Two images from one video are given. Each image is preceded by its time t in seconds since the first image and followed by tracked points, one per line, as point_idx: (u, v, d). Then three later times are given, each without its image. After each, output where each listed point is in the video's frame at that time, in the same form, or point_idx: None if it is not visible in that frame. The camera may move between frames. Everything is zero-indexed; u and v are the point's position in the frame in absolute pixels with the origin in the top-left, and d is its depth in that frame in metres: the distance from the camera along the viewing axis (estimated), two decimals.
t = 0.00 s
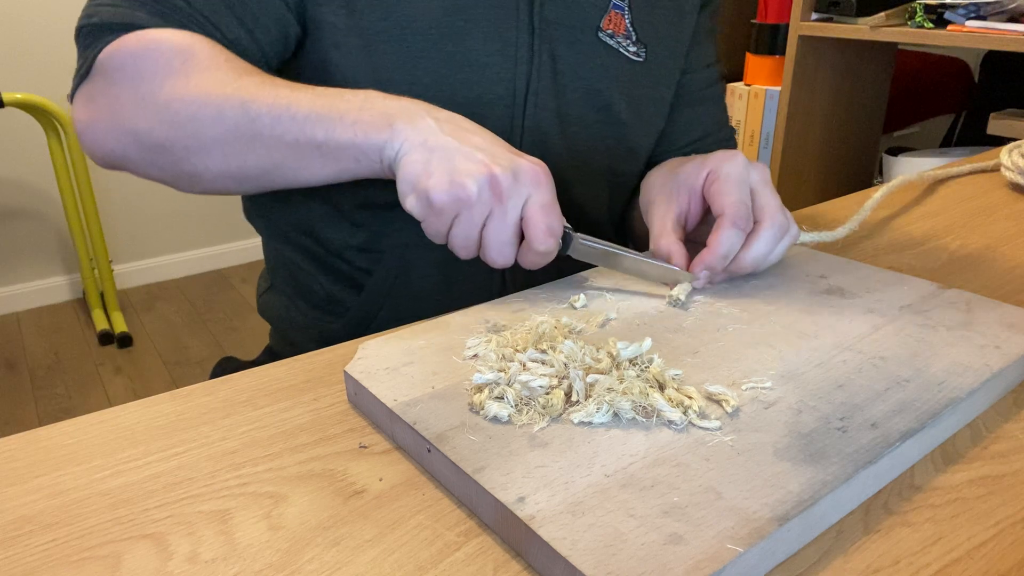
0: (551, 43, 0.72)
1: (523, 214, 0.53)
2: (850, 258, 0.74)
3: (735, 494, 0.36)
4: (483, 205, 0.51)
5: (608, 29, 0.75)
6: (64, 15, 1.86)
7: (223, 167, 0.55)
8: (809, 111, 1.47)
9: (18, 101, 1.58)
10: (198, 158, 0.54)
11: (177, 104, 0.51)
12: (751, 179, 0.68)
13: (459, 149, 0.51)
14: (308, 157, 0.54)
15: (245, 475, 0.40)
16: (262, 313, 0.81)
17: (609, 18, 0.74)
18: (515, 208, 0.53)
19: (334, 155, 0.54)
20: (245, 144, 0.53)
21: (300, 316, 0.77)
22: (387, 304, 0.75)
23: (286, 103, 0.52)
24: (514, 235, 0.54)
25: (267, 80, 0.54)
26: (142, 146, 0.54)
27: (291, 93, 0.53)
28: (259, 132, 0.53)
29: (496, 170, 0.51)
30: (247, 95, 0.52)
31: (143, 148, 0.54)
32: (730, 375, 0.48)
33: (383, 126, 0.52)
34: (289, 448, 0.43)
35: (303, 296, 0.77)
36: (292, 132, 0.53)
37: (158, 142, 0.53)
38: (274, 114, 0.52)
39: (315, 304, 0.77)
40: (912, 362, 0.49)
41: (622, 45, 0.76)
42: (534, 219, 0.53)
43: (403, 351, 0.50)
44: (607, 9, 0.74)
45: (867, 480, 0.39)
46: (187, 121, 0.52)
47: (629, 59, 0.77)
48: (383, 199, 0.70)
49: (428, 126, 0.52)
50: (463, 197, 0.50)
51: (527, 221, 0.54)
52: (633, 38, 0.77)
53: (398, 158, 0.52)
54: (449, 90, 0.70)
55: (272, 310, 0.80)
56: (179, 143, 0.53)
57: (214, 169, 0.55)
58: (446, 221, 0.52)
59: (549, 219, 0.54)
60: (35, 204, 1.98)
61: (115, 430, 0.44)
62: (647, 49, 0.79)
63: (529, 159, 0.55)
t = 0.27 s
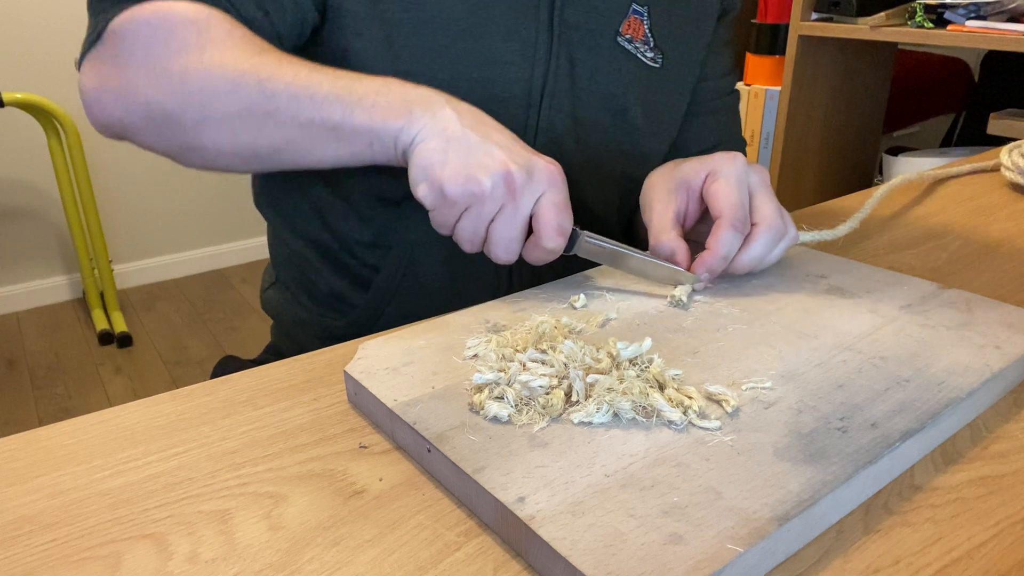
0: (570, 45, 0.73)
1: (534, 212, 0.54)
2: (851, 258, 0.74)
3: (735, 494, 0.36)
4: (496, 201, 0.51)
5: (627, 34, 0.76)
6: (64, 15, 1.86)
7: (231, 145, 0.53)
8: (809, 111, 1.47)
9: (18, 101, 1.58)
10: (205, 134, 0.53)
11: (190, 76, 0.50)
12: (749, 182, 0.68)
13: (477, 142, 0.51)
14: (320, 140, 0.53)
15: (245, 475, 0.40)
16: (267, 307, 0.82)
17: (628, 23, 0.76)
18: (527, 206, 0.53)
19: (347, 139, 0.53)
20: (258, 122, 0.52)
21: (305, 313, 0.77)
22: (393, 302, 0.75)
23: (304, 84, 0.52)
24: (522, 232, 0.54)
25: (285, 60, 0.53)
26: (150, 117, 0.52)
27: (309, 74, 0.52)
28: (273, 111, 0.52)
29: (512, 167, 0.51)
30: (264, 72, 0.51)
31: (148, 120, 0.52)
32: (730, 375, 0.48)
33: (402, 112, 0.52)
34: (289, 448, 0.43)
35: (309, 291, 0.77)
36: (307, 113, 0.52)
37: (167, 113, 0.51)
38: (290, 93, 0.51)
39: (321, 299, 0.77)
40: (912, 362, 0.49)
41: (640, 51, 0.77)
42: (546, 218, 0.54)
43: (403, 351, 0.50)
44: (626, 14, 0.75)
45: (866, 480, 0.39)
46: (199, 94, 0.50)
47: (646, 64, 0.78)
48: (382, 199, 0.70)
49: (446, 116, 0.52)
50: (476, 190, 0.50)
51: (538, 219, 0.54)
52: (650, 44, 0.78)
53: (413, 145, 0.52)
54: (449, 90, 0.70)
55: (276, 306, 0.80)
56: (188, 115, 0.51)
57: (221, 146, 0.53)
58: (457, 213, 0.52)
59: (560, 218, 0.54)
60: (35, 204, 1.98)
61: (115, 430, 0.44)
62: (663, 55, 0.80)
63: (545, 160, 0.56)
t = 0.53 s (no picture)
0: (588, 46, 0.75)
1: (544, 196, 0.54)
2: (851, 257, 0.74)
3: (736, 494, 0.36)
4: (508, 183, 0.50)
5: (646, 36, 0.78)
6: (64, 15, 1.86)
7: (225, 78, 0.44)
8: (809, 111, 1.47)
9: (18, 100, 1.58)
10: (197, 63, 0.43)
11: None
12: (752, 182, 0.68)
13: (496, 121, 0.50)
14: (328, 88, 0.46)
15: (245, 475, 0.40)
16: (268, 306, 0.81)
17: (648, 26, 0.78)
18: (538, 189, 0.53)
19: (356, 92, 0.47)
20: (264, 56, 0.44)
21: (305, 312, 0.76)
22: (402, 298, 0.77)
23: (319, 26, 0.46)
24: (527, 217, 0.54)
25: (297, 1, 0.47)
26: (130, 31, 0.42)
27: (324, 19, 0.47)
28: (283, 47, 0.44)
29: (529, 151, 0.50)
30: (278, 6, 0.45)
31: (127, 34, 0.42)
32: (730, 375, 0.48)
33: (421, 74, 0.48)
34: (289, 448, 0.43)
35: (313, 290, 0.77)
36: (319, 57, 0.45)
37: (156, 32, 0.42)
38: (304, 32, 0.45)
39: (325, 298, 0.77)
40: (912, 362, 0.49)
41: (657, 54, 0.79)
42: (556, 203, 0.54)
43: (403, 351, 0.50)
44: (647, 17, 0.77)
45: (866, 480, 0.39)
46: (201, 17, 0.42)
47: (662, 68, 0.80)
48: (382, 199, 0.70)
49: (466, 87, 0.50)
50: (489, 171, 0.49)
51: (546, 204, 0.54)
52: (667, 48, 0.80)
53: (428, 113, 0.48)
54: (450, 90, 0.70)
55: (277, 306, 0.79)
56: (182, 36, 0.42)
57: (207, 85, 0.44)
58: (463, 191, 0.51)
59: (568, 207, 0.54)
60: (35, 204, 1.98)
61: (115, 430, 0.44)
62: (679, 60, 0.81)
63: (558, 146, 0.55)
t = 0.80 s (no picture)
0: (613, 48, 0.75)
1: (551, 186, 0.53)
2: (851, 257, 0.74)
3: (736, 494, 0.36)
4: (517, 170, 0.50)
5: (672, 39, 0.78)
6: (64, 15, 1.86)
7: (231, 26, 0.40)
8: (809, 111, 1.47)
9: (18, 100, 1.58)
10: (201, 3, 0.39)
11: None
12: (754, 182, 0.68)
13: (510, 106, 0.49)
14: (339, 50, 0.43)
15: (245, 475, 0.40)
16: (273, 301, 0.82)
17: (675, 28, 0.77)
18: (546, 179, 0.52)
19: (368, 58, 0.45)
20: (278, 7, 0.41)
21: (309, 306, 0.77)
22: (412, 287, 0.78)
23: None
24: (531, 205, 0.54)
25: None
26: None
27: None
28: None
29: (541, 140, 0.50)
30: None
31: None
32: (730, 375, 0.48)
33: (436, 48, 0.46)
34: (289, 448, 0.43)
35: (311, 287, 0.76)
36: (334, 15, 0.43)
37: None
38: None
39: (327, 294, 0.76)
40: (912, 362, 0.49)
41: (683, 57, 0.79)
42: (562, 194, 0.54)
43: (403, 351, 0.50)
44: (674, 19, 0.77)
45: (866, 480, 0.39)
46: None
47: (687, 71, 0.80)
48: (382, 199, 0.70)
49: (481, 66, 0.48)
50: (499, 157, 0.49)
51: (552, 194, 0.54)
52: (693, 51, 0.79)
53: (439, 90, 0.47)
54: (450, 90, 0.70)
55: (282, 300, 0.80)
56: None
57: (206, 32, 0.40)
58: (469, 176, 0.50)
59: (574, 198, 0.54)
60: (35, 204, 1.98)
61: (115, 430, 0.44)
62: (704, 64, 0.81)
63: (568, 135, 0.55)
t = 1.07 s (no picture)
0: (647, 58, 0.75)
1: (560, 184, 0.54)
2: (851, 257, 0.74)
3: (736, 495, 0.36)
4: (529, 166, 0.50)
5: (707, 53, 0.78)
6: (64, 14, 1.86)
7: None
8: (809, 110, 1.47)
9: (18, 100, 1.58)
10: None
11: None
12: (756, 183, 0.68)
13: (526, 103, 0.49)
14: (355, 29, 0.42)
15: (245, 475, 0.40)
16: (278, 289, 0.83)
17: (711, 43, 0.78)
18: (556, 177, 0.52)
19: (385, 41, 0.44)
20: None
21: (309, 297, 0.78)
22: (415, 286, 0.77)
23: None
24: (539, 201, 0.54)
25: None
26: None
27: None
28: None
29: (555, 139, 0.50)
30: None
31: None
32: (730, 375, 0.48)
33: (455, 39, 0.46)
34: (289, 448, 0.43)
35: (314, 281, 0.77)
36: None
37: None
38: None
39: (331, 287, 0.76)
40: (912, 362, 0.49)
41: (714, 73, 0.79)
42: (571, 192, 0.54)
43: (404, 351, 0.50)
44: (711, 34, 0.77)
45: (867, 480, 0.39)
46: None
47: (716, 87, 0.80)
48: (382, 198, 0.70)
49: (498, 61, 0.48)
50: (511, 153, 0.49)
51: (561, 192, 0.54)
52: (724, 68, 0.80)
53: (455, 82, 0.46)
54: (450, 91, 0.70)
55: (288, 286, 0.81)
56: None
57: None
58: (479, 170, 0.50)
59: (583, 197, 0.55)
60: (35, 204, 1.98)
61: (115, 430, 0.44)
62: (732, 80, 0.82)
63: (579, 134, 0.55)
